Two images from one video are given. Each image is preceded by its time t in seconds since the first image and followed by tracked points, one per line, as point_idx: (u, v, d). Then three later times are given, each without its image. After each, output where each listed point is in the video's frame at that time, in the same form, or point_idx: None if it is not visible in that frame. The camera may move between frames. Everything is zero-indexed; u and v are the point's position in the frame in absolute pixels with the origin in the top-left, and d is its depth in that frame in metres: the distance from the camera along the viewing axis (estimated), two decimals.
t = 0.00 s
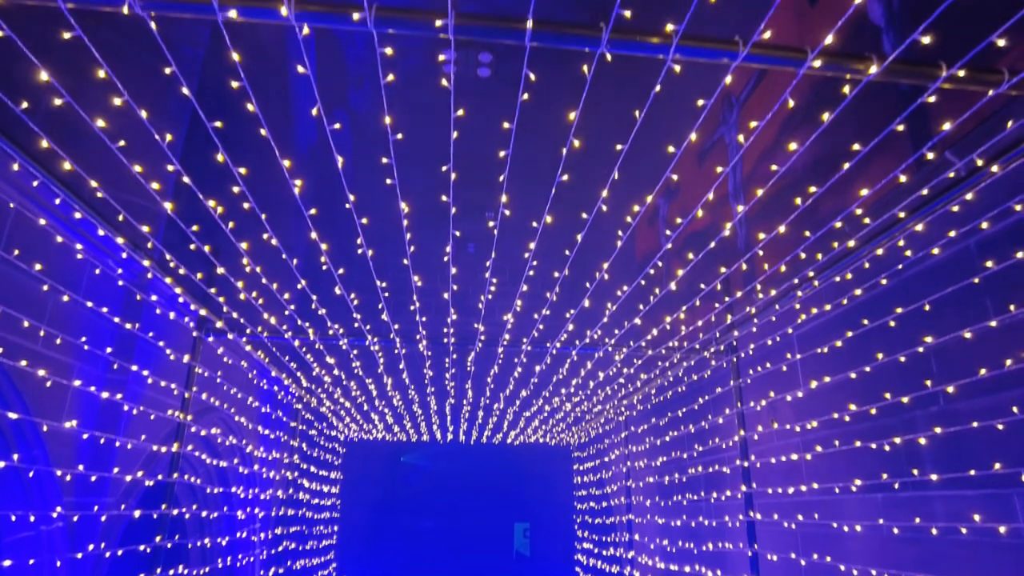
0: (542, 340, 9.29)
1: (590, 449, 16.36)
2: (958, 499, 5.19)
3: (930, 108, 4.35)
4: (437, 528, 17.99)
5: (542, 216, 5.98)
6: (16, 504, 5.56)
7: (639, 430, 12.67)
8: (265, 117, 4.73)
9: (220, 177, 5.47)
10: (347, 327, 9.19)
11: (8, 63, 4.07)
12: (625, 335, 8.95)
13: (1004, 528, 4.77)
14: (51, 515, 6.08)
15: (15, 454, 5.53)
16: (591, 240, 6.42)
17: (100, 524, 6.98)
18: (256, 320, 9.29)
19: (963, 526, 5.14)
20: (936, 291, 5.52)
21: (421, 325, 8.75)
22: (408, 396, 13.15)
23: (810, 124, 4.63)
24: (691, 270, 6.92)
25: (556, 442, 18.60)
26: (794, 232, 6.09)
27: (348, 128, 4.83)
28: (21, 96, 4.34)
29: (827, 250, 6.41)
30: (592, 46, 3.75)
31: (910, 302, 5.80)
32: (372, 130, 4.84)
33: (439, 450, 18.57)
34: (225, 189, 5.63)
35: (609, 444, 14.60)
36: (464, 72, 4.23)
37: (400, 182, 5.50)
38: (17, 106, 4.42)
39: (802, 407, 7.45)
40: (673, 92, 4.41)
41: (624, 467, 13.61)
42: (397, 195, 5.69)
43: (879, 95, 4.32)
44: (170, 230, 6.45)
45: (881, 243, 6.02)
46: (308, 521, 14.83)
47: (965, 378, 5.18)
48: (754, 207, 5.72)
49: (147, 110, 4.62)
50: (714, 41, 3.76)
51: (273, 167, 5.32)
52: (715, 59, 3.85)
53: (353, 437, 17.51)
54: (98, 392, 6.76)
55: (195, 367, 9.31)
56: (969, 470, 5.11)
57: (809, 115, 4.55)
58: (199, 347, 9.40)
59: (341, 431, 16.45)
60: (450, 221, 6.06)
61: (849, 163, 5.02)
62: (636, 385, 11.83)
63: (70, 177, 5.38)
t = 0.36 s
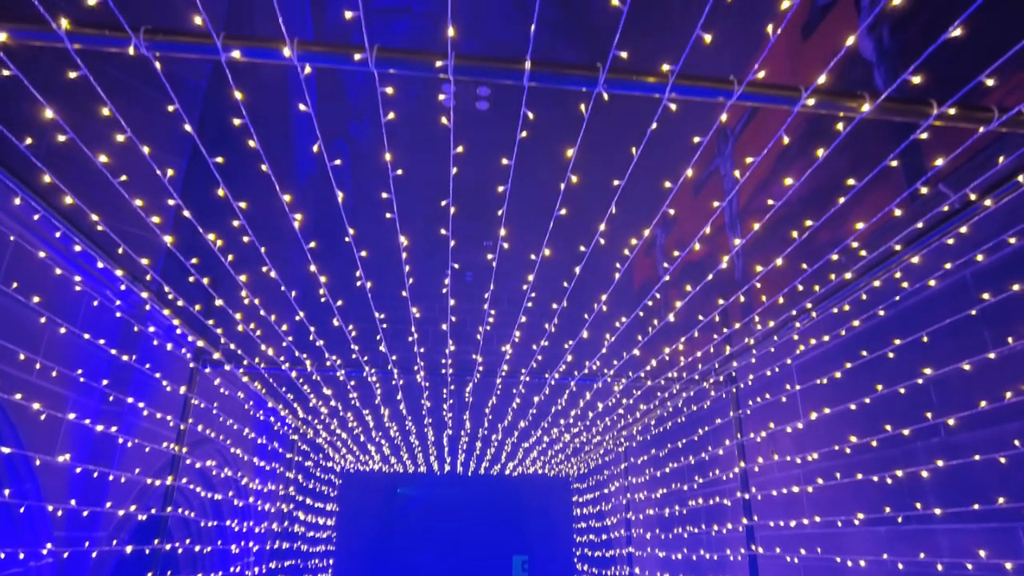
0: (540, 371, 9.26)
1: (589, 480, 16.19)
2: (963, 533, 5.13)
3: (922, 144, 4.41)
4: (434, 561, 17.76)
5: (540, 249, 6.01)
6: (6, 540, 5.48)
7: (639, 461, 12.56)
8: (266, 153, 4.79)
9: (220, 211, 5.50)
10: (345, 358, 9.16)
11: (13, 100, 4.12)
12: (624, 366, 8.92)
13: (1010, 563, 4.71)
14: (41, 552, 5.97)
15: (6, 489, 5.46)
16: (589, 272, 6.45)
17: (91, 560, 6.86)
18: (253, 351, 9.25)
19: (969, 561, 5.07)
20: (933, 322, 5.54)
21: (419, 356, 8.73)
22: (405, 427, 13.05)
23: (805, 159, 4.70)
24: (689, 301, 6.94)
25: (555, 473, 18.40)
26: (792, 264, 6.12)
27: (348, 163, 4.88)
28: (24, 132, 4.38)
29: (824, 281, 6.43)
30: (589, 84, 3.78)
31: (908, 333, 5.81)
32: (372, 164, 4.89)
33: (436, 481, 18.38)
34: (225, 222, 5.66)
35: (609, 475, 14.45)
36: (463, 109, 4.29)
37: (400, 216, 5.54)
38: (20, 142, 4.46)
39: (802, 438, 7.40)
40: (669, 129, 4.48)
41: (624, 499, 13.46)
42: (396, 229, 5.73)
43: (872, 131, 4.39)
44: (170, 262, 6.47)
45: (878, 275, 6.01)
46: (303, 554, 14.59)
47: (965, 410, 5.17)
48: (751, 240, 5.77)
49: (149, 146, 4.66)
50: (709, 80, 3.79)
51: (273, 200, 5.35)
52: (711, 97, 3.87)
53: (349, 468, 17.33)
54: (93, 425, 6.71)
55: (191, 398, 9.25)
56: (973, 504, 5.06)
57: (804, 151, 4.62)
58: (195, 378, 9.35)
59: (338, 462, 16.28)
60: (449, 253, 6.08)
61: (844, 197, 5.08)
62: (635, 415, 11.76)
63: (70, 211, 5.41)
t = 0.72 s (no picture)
0: (539, 400, 9.22)
1: (589, 509, 16.01)
2: (968, 566, 5.07)
3: (918, 177, 4.47)
4: None
5: (539, 279, 6.03)
6: None
7: (639, 491, 12.44)
8: (267, 185, 4.83)
9: (221, 242, 5.53)
10: (343, 387, 9.12)
11: (17, 134, 4.17)
12: (623, 394, 8.89)
13: None
14: None
15: None
16: (588, 302, 6.46)
17: None
18: (250, 380, 9.22)
19: None
20: (932, 351, 5.55)
21: (418, 385, 8.70)
22: (403, 456, 12.94)
23: (801, 191, 4.77)
24: (688, 330, 6.94)
25: (554, 502, 18.19)
26: (790, 294, 6.14)
27: (349, 196, 4.92)
28: (29, 164, 4.43)
29: (822, 311, 6.44)
30: (588, 119, 3.85)
31: (908, 362, 5.81)
32: (372, 196, 4.93)
33: (433, 511, 18.19)
34: (225, 253, 5.68)
35: (609, 505, 14.29)
36: (463, 141, 4.34)
37: (400, 247, 5.56)
38: (24, 174, 4.51)
39: (804, 467, 7.35)
40: (666, 164, 4.56)
41: (624, 529, 13.30)
42: (396, 259, 5.75)
43: (867, 163, 4.46)
44: (169, 292, 6.47)
45: (875, 304, 6.04)
46: None
47: (967, 441, 5.14)
48: (749, 269, 5.81)
49: (151, 179, 4.71)
50: (706, 115, 3.85)
51: (274, 231, 5.38)
52: (708, 132, 3.91)
53: (346, 498, 17.15)
54: (88, 456, 6.65)
55: (188, 428, 9.19)
56: (978, 535, 5.01)
57: (801, 183, 4.69)
58: (192, 407, 9.31)
59: (334, 491, 16.11)
60: (449, 283, 6.10)
61: (842, 228, 5.13)
62: (635, 444, 11.68)
63: (71, 241, 5.43)
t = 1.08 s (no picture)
0: (538, 424, 9.19)
1: (589, 534, 15.85)
2: None
3: (914, 204, 4.52)
4: None
5: (539, 303, 6.04)
6: None
7: (639, 515, 12.34)
8: (268, 212, 4.86)
9: (221, 267, 5.55)
10: (342, 411, 9.09)
11: (22, 162, 4.20)
12: (623, 419, 8.85)
13: None
14: None
15: None
16: (587, 326, 6.46)
17: None
18: (249, 404, 9.18)
19: None
20: (932, 375, 5.55)
21: (416, 409, 8.67)
22: (401, 480, 12.85)
23: (799, 217, 4.82)
24: (688, 355, 6.95)
25: (553, 527, 18.01)
26: (789, 318, 6.15)
27: (350, 222, 4.95)
28: (32, 192, 4.46)
29: (822, 335, 6.44)
30: (587, 148, 3.88)
31: (908, 386, 5.81)
32: (372, 221, 4.95)
33: (431, 535, 18.02)
34: (225, 278, 5.70)
35: (609, 529, 14.16)
36: (463, 167, 4.38)
37: (400, 272, 5.58)
38: (27, 201, 4.54)
39: (805, 492, 7.29)
40: (664, 191, 4.62)
41: (624, 554, 13.15)
42: (395, 284, 5.77)
43: (862, 190, 4.51)
44: (168, 317, 6.48)
45: (874, 328, 6.03)
46: None
47: (969, 466, 5.12)
48: (748, 294, 5.84)
49: (154, 206, 4.73)
50: (703, 143, 3.90)
51: (274, 256, 5.39)
52: (705, 159, 3.96)
53: (344, 522, 16.99)
54: (83, 481, 6.59)
55: (184, 452, 9.14)
56: (982, 563, 4.95)
57: (799, 210, 4.75)
58: (189, 431, 9.25)
59: (332, 515, 15.96)
60: (448, 309, 6.11)
61: (840, 253, 5.16)
62: (636, 468, 11.59)
63: (72, 267, 5.44)
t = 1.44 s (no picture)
0: (536, 451, 9.14)
1: (589, 562, 15.62)
2: None
3: (909, 233, 4.58)
4: None
5: (537, 332, 6.04)
6: None
7: (639, 543, 12.19)
8: (268, 244, 4.90)
9: (220, 297, 5.56)
10: (339, 439, 9.03)
11: (24, 195, 4.22)
12: (622, 446, 8.81)
13: None
14: None
15: None
16: (585, 354, 6.47)
17: None
18: (245, 432, 9.13)
19: None
20: (932, 403, 5.53)
21: (414, 437, 8.62)
22: (398, 508, 12.72)
23: (795, 247, 4.89)
24: (687, 383, 6.94)
25: (552, 555, 17.77)
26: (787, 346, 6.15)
27: (349, 252, 4.97)
28: (33, 223, 4.47)
29: (820, 361, 6.44)
30: (584, 180, 3.90)
31: (907, 414, 5.78)
32: (372, 251, 4.98)
33: (429, 564, 17.78)
34: (224, 307, 5.70)
35: (609, 558, 13.98)
36: (462, 195, 4.43)
37: (398, 300, 5.60)
38: (28, 232, 4.52)
39: (806, 520, 7.23)
40: (660, 221, 4.73)
41: None
42: (393, 313, 5.78)
43: (857, 219, 4.57)
44: (165, 345, 6.47)
45: (873, 355, 5.99)
46: None
47: (971, 495, 5.09)
48: (746, 322, 5.86)
49: (154, 235, 4.73)
50: (699, 176, 3.94)
51: (273, 285, 5.41)
52: (702, 192, 4.00)
53: (340, 550, 16.77)
54: (75, 511, 6.52)
55: (179, 480, 9.06)
56: None
57: (795, 240, 4.82)
58: (185, 458, 9.18)
59: (328, 543, 15.76)
60: (446, 338, 6.12)
61: (837, 282, 5.18)
62: (635, 495, 11.44)
63: (71, 296, 5.44)
